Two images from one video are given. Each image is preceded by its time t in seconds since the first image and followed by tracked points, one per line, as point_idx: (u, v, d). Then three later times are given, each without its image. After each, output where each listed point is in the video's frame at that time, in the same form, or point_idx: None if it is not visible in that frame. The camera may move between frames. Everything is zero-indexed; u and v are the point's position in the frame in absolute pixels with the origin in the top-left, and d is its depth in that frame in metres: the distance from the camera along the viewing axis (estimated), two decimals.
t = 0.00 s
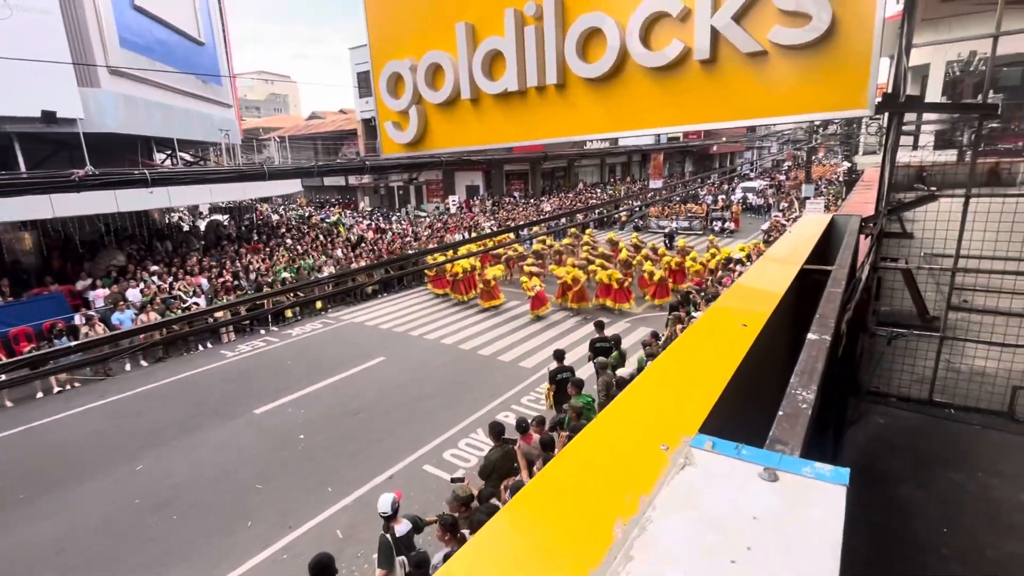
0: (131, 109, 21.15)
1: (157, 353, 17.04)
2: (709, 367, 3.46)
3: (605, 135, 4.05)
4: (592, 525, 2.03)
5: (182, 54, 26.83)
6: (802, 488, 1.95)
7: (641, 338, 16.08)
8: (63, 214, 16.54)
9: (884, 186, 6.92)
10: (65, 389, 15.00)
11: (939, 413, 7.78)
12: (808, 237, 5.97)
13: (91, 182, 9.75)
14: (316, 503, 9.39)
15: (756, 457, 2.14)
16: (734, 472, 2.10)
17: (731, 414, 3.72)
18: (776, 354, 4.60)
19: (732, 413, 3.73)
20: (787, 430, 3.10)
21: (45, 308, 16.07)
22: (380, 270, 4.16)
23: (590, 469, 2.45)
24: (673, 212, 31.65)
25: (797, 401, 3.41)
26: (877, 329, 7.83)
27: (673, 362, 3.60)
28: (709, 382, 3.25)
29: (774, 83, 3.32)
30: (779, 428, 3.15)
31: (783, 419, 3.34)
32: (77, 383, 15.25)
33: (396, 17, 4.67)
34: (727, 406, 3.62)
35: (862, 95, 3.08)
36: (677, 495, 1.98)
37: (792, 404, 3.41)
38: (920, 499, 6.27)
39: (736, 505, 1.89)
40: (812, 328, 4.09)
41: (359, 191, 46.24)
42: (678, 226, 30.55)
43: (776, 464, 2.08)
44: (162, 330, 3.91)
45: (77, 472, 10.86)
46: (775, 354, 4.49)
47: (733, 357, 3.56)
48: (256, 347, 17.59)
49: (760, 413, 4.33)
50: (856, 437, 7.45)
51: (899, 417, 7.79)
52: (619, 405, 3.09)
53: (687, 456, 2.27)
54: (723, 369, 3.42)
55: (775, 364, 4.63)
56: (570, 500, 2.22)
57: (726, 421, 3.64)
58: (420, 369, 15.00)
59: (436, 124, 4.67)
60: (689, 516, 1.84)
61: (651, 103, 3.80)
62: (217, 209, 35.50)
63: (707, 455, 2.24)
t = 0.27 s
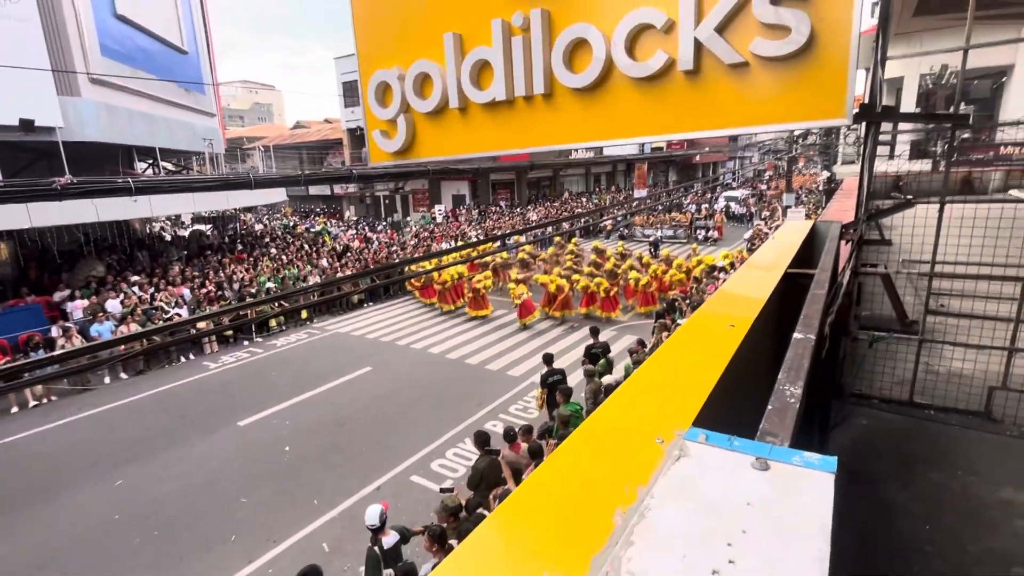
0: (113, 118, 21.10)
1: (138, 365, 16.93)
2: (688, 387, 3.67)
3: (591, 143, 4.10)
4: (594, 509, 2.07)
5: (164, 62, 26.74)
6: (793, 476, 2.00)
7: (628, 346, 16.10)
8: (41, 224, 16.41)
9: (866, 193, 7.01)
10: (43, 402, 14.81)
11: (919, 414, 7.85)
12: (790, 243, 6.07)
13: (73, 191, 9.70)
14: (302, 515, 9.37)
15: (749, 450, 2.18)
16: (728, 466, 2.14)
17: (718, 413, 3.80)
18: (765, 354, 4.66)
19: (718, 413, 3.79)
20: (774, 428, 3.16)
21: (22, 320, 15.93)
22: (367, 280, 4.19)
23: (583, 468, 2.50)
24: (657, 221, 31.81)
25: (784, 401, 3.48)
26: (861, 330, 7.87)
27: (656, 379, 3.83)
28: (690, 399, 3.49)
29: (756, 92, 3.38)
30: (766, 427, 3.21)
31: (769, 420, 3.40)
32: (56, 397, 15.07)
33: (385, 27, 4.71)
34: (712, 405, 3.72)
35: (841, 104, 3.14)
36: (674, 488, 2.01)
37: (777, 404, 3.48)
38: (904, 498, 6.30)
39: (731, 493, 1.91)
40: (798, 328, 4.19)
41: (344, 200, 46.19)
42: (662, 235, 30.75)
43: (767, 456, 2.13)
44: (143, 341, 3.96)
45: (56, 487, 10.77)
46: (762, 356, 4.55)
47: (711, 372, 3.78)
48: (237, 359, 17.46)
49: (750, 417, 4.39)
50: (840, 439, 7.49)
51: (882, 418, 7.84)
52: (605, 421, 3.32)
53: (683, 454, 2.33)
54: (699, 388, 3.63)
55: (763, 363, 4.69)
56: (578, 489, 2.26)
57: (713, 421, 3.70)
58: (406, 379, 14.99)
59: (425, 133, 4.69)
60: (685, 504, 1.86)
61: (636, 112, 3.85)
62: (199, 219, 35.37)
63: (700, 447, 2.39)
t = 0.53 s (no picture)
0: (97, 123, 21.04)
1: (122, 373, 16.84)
2: (677, 389, 3.76)
3: (581, 150, 4.12)
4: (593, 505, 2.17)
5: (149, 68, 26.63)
6: (783, 472, 2.02)
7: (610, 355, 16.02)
8: (23, 230, 16.28)
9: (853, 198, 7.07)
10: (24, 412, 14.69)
11: (903, 414, 8.03)
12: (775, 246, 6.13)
13: (56, 197, 9.63)
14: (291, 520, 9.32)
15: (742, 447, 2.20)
16: (720, 461, 2.16)
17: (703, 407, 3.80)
18: (755, 352, 4.69)
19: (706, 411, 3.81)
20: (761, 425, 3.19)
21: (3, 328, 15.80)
22: (355, 284, 4.24)
23: (577, 471, 2.53)
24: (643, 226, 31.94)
25: (772, 398, 3.49)
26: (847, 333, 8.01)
27: (646, 382, 3.91)
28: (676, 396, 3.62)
29: (742, 99, 3.42)
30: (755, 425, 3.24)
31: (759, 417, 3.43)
32: (37, 406, 14.95)
33: (376, 33, 4.73)
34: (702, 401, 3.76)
35: (824, 111, 3.18)
36: (667, 486, 2.02)
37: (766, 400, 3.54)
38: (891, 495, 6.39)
39: (723, 492, 1.92)
40: (786, 328, 4.25)
41: (332, 206, 46.12)
42: (650, 241, 30.86)
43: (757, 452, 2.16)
44: (128, 349, 4.11)
45: (37, 499, 10.68)
46: (752, 355, 4.58)
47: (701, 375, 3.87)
48: (218, 368, 17.27)
49: (741, 416, 4.43)
50: (828, 441, 7.56)
51: (867, 418, 7.99)
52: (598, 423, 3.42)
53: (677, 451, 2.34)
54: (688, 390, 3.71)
55: (753, 362, 4.72)
56: (563, 496, 2.29)
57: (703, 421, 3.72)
58: (395, 385, 14.93)
59: (414, 138, 4.70)
60: (678, 501, 1.87)
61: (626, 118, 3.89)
62: (185, 225, 35.23)
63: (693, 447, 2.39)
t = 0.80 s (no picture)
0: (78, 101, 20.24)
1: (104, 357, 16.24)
2: (711, 411, 3.07)
3: (583, 125, 3.46)
4: (605, 554, 1.92)
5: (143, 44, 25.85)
6: (832, 514, 1.84)
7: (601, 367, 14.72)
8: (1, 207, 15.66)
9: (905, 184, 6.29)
10: None
11: (976, 443, 7.13)
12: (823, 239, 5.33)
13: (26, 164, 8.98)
14: (263, 529, 8.55)
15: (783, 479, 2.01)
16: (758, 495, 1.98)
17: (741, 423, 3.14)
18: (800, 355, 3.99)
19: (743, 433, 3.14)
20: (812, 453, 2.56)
21: None
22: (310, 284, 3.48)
23: (584, 505, 2.23)
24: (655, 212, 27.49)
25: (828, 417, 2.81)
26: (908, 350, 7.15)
27: (670, 404, 3.21)
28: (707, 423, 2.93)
29: (786, 58, 2.92)
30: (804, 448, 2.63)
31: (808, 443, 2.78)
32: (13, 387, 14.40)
33: None
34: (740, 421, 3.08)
35: (882, 75, 2.71)
36: (696, 528, 1.84)
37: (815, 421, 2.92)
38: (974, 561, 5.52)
39: (762, 539, 1.75)
40: (838, 338, 3.54)
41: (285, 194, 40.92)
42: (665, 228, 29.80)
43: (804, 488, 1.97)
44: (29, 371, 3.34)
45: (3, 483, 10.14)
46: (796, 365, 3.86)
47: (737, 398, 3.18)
48: (159, 384, 14.65)
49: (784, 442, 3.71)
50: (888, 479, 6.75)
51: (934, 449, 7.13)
52: (615, 453, 2.74)
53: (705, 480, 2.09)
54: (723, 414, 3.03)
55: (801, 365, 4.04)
56: (569, 538, 2.05)
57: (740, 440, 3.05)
58: (377, 387, 13.93)
59: (383, 110, 3.92)
60: (710, 545, 1.73)
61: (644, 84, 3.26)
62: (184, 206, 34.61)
63: (727, 479, 2.09)
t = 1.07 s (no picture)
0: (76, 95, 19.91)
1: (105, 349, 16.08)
2: (734, 424, 2.74)
3: (591, 109, 3.07)
4: None
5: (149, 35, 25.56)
6: (871, 536, 1.59)
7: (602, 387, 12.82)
8: None
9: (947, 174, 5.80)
10: None
11: None
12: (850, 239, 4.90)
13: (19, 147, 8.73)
14: (250, 526, 8.31)
15: (815, 504, 1.73)
16: (784, 522, 1.70)
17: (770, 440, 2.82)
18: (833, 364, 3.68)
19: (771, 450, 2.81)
20: (851, 473, 2.16)
21: None
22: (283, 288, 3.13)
23: (595, 528, 2.01)
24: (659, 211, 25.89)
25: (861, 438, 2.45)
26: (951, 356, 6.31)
27: (689, 415, 2.87)
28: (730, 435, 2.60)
29: (810, 39, 2.57)
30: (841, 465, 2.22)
31: (839, 460, 2.39)
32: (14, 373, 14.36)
33: None
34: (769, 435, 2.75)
35: (917, 56, 2.41)
36: (718, 552, 1.61)
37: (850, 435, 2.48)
38: None
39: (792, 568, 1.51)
40: (872, 347, 3.15)
41: (255, 185, 36.27)
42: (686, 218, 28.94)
43: (836, 512, 1.70)
44: None
45: None
46: (828, 373, 3.52)
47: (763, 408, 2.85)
48: (109, 401, 13.04)
49: (810, 461, 3.34)
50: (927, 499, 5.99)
51: (978, 469, 6.34)
52: (628, 469, 2.41)
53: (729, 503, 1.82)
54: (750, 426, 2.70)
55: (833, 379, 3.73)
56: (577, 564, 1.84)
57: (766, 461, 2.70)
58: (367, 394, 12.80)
59: (366, 93, 3.57)
60: None
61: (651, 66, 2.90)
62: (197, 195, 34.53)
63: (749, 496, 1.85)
